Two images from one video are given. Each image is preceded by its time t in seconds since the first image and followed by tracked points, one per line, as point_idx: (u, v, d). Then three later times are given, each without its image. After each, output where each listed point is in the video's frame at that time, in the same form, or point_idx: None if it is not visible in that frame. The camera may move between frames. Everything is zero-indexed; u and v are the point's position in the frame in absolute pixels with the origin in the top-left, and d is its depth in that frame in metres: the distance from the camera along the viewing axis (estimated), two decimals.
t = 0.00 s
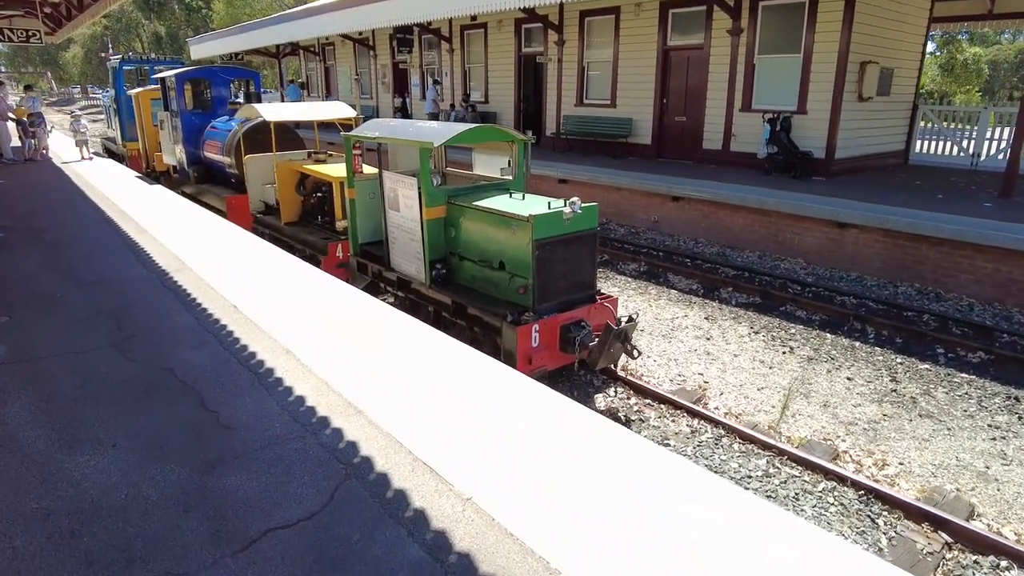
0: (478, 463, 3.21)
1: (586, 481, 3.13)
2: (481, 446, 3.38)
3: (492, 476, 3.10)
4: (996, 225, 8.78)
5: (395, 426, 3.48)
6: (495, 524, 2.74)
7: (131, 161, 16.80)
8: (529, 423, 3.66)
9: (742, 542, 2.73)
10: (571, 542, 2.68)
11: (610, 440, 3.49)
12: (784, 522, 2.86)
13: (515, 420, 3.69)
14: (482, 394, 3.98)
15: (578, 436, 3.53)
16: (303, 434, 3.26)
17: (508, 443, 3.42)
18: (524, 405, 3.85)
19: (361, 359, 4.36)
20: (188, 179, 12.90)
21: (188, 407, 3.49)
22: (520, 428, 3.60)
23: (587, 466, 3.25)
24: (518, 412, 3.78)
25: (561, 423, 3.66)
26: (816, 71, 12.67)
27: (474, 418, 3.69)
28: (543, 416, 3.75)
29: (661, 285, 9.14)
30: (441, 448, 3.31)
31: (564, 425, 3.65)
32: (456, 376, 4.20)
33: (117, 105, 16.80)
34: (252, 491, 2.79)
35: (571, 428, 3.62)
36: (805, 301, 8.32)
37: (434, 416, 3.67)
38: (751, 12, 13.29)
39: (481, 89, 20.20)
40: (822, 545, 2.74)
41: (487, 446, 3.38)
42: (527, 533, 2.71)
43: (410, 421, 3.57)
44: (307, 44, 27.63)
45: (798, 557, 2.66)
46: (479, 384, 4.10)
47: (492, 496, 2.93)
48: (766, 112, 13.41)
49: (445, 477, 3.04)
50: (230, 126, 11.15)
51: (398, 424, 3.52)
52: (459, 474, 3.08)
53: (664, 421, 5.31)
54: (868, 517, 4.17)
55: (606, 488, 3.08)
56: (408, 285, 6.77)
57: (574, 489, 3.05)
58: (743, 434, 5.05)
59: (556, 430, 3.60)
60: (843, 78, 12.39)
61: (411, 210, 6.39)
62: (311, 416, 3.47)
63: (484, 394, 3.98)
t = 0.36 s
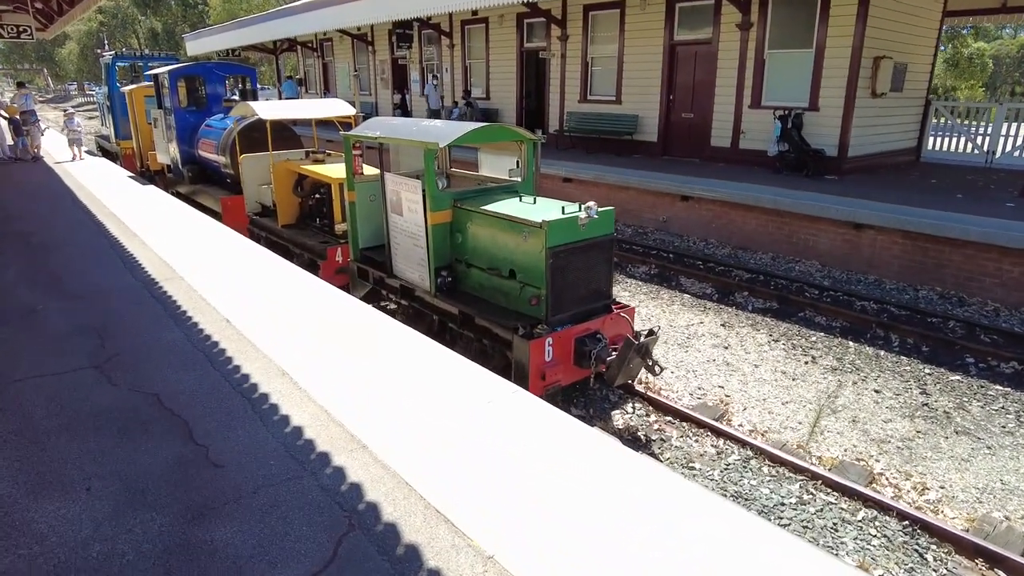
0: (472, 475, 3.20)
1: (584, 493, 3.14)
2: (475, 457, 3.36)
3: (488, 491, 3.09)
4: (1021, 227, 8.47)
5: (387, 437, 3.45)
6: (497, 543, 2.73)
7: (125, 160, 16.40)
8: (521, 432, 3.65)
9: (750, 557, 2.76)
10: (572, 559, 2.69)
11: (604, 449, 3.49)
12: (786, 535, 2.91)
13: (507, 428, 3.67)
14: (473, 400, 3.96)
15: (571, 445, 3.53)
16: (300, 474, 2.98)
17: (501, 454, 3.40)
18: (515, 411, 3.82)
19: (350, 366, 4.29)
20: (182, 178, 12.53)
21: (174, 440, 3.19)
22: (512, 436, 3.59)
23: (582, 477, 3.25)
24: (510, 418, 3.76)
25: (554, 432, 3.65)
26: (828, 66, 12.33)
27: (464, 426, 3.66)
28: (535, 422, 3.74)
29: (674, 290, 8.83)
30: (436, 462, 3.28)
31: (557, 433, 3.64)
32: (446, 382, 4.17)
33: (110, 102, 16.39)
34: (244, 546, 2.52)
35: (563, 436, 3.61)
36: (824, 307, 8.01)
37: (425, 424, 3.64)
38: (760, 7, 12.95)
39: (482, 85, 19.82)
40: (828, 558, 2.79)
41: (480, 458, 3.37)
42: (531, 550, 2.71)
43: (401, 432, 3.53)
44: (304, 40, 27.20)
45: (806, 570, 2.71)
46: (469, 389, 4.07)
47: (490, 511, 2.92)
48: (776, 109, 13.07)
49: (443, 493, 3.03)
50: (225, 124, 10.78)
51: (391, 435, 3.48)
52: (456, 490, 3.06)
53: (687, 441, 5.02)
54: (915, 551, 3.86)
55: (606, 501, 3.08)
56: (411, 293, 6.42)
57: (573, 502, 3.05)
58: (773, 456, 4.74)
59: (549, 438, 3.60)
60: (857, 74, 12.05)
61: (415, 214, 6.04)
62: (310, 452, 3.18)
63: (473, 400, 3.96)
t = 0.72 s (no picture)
0: (476, 478, 3.09)
1: (590, 494, 3.04)
2: (478, 458, 3.24)
3: (493, 494, 2.98)
4: None
5: (388, 440, 3.34)
6: (505, 551, 2.64)
7: (124, 156, 16.08)
8: (524, 427, 3.52)
9: (759, 560, 2.67)
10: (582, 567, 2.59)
11: (607, 445, 3.38)
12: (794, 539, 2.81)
13: (509, 424, 3.54)
14: (473, 395, 3.83)
15: (575, 442, 3.41)
16: (324, 512, 2.75)
17: (505, 452, 3.29)
18: (517, 406, 3.69)
19: (347, 365, 4.15)
20: (183, 176, 12.22)
21: (184, 470, 2.94)
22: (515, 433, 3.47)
23: (588, 478, 3.14)
24: (512, 414, 3.63)
25: (557, 427, 3.52)
26: (845, 63, 12.05)
27: (465, 424, 3.54)
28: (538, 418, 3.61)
29: (693, 293, 8.58)
30: (438, 464, 3.17)
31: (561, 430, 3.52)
32: (445, 378, 4.03)
33: (108, 98, 16.05)
34: None
35: (567, 433, 3.49)
36: (849, 311, 7.75)
37: (425, 424, 3.51)
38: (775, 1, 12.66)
39: (486, 81, 19.50)
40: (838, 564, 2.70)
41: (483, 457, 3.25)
42: (540, 560, 2.61)
43: (401, 434, 3.41)
44: (305, 35, 26.85)
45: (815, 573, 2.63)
46: (469, 385, 3.94)
47: (496, 517, 2.82)
48: (790, 107, 12.80)
49: (447, 498, 2.93)
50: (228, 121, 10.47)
51: (391, 437, 3.37)
52: (461, 495, 2.96)
53: (722, 459, 4.77)
54: None
55: (613, 504, 2.98)
56: (425, 299, 6.13)
57: (580, 506, 2.94)
58: (815, 476, 4.48)
59: (553, 434, 3.47)
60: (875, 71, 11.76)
61: (431, 216, 5.75)
62: (333, 485, 2.96)
63: (473, 395, 3.82)
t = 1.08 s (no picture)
0: (481, 481, 2.97)
1: (597, 495, 2.91)
2: (483, 461, 3.12)
3: (498, 497, 2.87)
4: None
5: (390, 443, 3.23)
6: (511, 558, 2.52)
7: (119, 150, 15.72)
8: (530, 430, 3.40)
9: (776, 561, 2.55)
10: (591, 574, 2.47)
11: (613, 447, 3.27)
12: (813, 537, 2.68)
13: (515, 427, 3.42)
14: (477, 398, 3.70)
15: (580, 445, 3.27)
16: (341, 556, 2.47)
17: (510, 455, 3.17)
18: (519, 407, 3.56)
19: (348, 366, 4.04)
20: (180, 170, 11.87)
21: (184, 505, 2.66)
22: (519, 435, 3.34)
23: (595, 479, 3.01)
24: (516, 417, 3.51)
25: (563, 429, 3.39)
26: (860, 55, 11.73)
27: (469, 428, 3.41)
28: (543, 420, 3.48)
29: (710, 293, 8.31)
30: (442, 468, 3.05)
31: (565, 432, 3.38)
32: (448, 379, 3.91)
33: (103, 90, 15.67)
34: None
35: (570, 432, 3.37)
36: (873, 312, 7.47)
37: (428, 427, 3.39)
38: None
39: (489, 74, 19.13)
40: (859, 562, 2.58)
41: (488, 460, 3.13)
42: (546, 566, 2.49)
43: (404, 437, 3.29)
44: (303, 27, 26.40)
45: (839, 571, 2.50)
46: (472, 387, 3.82)
47: (503, 521, 2.71)
48: (803, 100, 12.49)
49: (451, 503, 2.82)
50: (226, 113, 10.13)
51: (393, 441, 3.25)
52: (466, 500, 2.84)
53: (756, 474, 4.50)
54: None
55: (622, 504, 2.85)
56: (436, 301, 5.83)
57: (586, 506, 2.83)
58: (857, 493, 4.20)
59: (557, 436, 3.34)
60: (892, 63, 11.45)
61: (442, 214, 5.43)
62: (351, 522, 2.67)
63: (477, 398, 3.70)
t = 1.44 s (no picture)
0: (481, 485, 3.00)
1: (594, 496, 2.93)
2: (482, 466, 3.15)
3: (497, 500, 2.89)
4: None
5: (389, 449, 3.25)
6: (512, 559, 2.55)
7: (114, 148, 15.34)
8: (527, 435, 3.42)
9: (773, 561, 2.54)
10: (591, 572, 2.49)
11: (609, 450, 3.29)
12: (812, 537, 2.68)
13: (513, 432, 3.44)
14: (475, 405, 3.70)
15: (577, 449, 3.28)
16: None
17: (507, 460, 3.19)
18: (519, 415, 3.56)
19: (346, 372, 4.06)
20: (176, 169, 11.52)
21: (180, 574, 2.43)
22: (516, 440, 3.36)
23: (590, 480, 3.03)
24: (513, 421, 3.54)
25: (560, 433, 3.41)
26: (877, 50, 11.37)
27: (468, 434, 3.44)
28: (540, 425, 3.50)
29: (728, 299, 8.02)
30: (442, 473, 3.08)
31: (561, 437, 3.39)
32: (445, 385, 3.93)
33: (97, 86, 15.28)
34: None
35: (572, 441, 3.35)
36: (900, 320, 7.16)
37: (427, 433, 3.41)
38: None
39: (492, 69, 18.75)
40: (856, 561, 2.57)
41: (487, 464, 3.16)
42: (546, 566, 2.52)
43: (403, 443, 3.32)
44: (301, 21, 25.97)
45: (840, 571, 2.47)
46: (469, 393, 3.85)
47: (503, 524, 2.73)
48: (817, 96, 12.15)
49: (451, 508, 2.84)
50: (223, 111, 9.78)
51: (392, 446, 3.28)
52: (467, 504, 2.86)
53: (795, 502, 4.18)
54: None
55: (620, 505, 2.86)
56: (447, 313, 5.49)
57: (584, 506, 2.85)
58: (908, 526, 3.88)
59: (554, 442, 3.35)
60: (911, 58, 11.09)
61: (454, 221, 5.09)
62: None
63: (474, 403, 3.73)
